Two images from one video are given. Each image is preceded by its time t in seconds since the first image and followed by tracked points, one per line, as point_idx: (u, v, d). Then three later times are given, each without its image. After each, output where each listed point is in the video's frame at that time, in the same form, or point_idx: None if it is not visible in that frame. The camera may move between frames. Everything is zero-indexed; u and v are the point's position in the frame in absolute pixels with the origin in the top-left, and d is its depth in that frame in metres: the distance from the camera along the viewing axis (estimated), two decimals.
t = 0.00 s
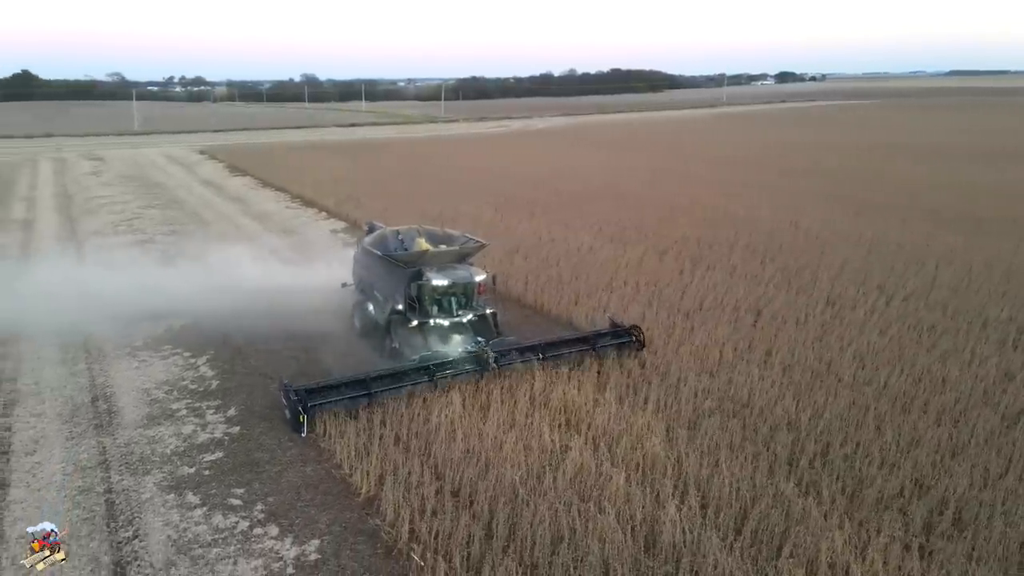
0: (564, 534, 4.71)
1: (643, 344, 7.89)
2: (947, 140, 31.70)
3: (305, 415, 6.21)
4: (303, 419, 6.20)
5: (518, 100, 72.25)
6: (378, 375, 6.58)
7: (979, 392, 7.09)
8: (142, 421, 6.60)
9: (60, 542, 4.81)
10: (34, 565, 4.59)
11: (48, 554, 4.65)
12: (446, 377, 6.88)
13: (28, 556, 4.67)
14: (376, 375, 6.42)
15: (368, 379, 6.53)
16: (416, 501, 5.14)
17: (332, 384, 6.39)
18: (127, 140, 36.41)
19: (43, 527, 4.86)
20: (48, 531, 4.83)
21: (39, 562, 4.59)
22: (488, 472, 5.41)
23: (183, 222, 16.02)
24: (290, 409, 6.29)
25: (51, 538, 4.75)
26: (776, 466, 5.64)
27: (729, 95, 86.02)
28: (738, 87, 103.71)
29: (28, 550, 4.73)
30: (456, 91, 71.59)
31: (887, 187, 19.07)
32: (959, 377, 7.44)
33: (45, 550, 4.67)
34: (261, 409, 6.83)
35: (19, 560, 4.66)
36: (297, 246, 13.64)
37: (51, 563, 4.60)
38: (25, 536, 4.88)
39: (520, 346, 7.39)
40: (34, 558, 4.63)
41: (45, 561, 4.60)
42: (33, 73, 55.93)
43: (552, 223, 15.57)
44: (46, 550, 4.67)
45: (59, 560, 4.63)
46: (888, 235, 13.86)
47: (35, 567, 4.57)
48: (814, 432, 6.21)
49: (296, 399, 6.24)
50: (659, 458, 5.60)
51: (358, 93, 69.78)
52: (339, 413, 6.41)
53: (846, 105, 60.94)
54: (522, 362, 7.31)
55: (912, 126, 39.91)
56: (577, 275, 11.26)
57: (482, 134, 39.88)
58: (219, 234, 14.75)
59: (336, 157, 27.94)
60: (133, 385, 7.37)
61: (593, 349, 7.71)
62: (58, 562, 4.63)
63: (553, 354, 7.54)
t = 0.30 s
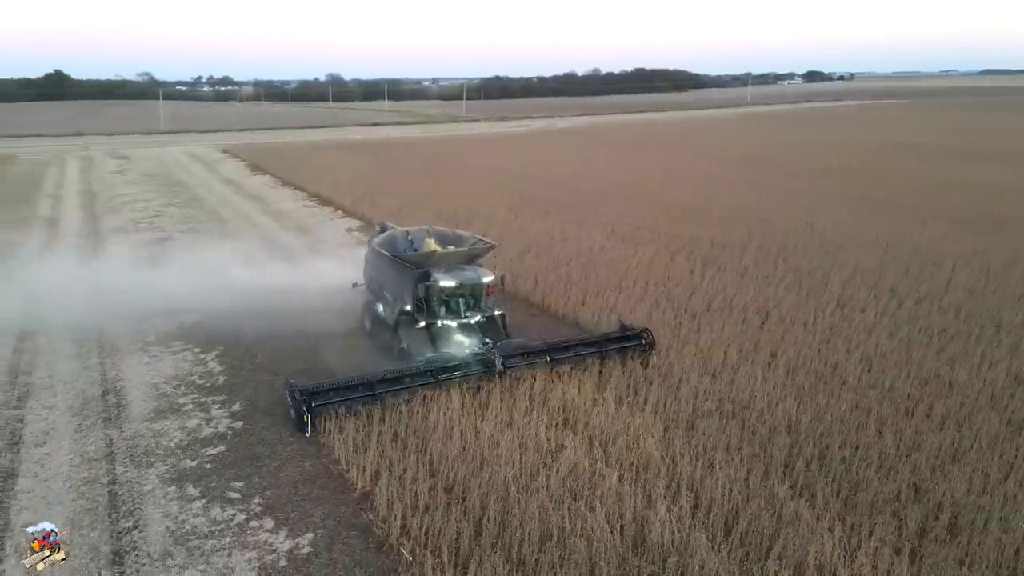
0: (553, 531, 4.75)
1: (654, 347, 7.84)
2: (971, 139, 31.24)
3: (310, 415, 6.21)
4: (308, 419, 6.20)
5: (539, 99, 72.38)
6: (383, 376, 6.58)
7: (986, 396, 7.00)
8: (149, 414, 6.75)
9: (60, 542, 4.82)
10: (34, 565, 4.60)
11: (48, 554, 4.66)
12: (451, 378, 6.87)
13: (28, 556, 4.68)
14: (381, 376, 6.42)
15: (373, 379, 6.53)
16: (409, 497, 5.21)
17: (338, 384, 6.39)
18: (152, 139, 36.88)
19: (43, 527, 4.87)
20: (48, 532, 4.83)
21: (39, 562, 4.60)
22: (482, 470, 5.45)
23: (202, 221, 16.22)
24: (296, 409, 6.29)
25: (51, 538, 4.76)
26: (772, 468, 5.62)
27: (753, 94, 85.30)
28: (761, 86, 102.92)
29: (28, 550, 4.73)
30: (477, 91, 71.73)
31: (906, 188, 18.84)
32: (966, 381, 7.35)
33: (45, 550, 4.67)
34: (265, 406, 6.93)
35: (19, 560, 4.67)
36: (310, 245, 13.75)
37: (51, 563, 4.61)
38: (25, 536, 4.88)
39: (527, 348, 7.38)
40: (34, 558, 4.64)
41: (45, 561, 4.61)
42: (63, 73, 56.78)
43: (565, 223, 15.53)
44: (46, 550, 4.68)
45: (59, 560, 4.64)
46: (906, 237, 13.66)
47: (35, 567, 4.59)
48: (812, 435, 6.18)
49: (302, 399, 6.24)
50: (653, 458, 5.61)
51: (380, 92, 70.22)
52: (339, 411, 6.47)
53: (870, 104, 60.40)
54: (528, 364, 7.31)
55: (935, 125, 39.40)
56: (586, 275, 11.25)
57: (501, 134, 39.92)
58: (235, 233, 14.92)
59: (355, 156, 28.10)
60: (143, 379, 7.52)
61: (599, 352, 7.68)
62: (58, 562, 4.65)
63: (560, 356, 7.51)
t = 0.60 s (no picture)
0: (542, 530, 4.77)
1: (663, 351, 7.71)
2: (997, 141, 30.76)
3: (313, 415, 6.23)
4: (311, 419, 6.22)
5: (560, 99, 72.57)
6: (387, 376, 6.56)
7: (994, 402, 6.88)
8: (156, 408, 6.89)
9: (60, 542, 4.81)
10: (34, 565, 4.61)
11: (48, 555, 4.67)
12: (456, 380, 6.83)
13: (28, 556, 4.68)
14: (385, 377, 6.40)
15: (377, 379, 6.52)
16: (403, 492, 5.28)
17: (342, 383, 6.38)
18: (178, 138, 37.40)
19: (43, 527, 4.86)
20: (48, 531, 4.82)
21: (39, 562, 4.61)
22: (476, 468, 5.50)
23: (221, 219, 16.44)
24: (299, 408, 6.31)
25: (50, 538, 4.76)
26: (767, 471, 5.58)
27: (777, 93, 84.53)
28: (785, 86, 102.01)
29: (28, 550, 4.74)
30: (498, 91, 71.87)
31: (927, 190, 18.58)
32: (976, 386, 7.22)
33: (45, 550, 4.68)
34: (270, 402, 7.02)
35: (19, 560, 4.67)
36: (324, 244, 13.87)
37: (51, 563, 4.62)
38: (25, 536, 4.89)
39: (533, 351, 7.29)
40: (34, 558, 4.64)
41: (45, 561, 4.62)
42: (93, 72, 57.63)
43: (579, 223, 15.50)
44: (46, 550, 4.68)
45: (59, 560, 4.65)
46: (924, 240, 13.46)
47: (35, 567, 4.60)
48: (811, 438, 6.13)
49: (305, 399, 6.25)
50: (648, 458, 5.60)
51: (403, 91, 70.63)
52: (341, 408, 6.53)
53: (895, 104, 59.73)
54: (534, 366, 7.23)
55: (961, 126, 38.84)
56: (596, 275, 11.24)
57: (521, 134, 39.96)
58: (252, 231, 15.08)
59: (374, 155, 28.27)
60: (153, 374, 7.66)
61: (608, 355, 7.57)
62: (58, 563, 4.66)
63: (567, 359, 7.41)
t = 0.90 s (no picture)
0: (534, 528, 4.80)
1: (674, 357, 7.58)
2: None
3: (318, 417, 6.21)
4: (316, 420, 6.20)
5: (582, 98, 72.43)
6: (395, 379, 6.53)
7: (1003, 408, 6.77)
8: (165, 401, 7.03)
9: (60, 542, 4.84)
10: (34, 565, 4.63)
11: (48, 554, 4.69)
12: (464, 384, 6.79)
13: (28, 556, 4.71)
14: (392, 379, 6.36)
15: (384, 381, 6.48)
16: (398, 488, 5.33)
17: (349, 386, 6.35)
18: (203, 138, 37.87)
19: (43, 528, 4.90)
20: (48, 531, 4.86)
21: (39, 562, 4.64)
22: (472, 465, 5.54)
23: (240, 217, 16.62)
24: (305, 410, 6.29)
25: (51, 538, 4.78)
26: (765, 473, 5.55)
27: (802, 92, 83.64)
28: (810, 85, 101.04)
29: (29, 550, 4.77)
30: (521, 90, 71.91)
31: (950, 190, 18.25)
32: (986, 391, 7.10)
33: (45, 550, 4.70)
34: (275, 398, 7.12)
35: (19, 560, 4.70)
36: (340, 243, 13.97)
37: (51, 563, 4.64)
38: (25, 536, 4.91)
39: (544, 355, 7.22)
40: (34, 558, 4.67)
41: (45, 561, 4.64)
42: (123, 71, 58.45)
43: (593, 224, 15.45)
44: (46, 550, 4.70)
45: (59, 560, 4.66)
46: (944, 242, 13.25)
47: (35, 567, 4.62)
48: (812, 441, 6.08)
49: (311, 402, 6.22)
50: (645, 459, 5.61)
51: (426, 90, 70.94)
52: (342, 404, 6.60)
53: (923, 104, 58.94)
54: (544, 370, 7.17)
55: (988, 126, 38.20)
56: (607, 275, 11.24)
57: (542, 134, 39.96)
58: (269, 230, 15.24)
59: (393, 155, 28.42)
60: (163, 369, 7.81)
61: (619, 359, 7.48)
62: (58, 563, 4.68)
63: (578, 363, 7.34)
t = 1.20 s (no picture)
0: (525, 526, 4.83)
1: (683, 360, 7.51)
2: None
3: (322, 417, 6.22)
4: (320, 421, 6.21)
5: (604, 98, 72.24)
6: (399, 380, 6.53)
7: (1012, 414, 6.65)
8: (174, 396, 7.17)
9: (60, 542, 4.83)
10: (34, 565, 4.64)
11: (48, 554, 4.69)
12: (469, 387, 6.77)
13: (28, 556, 4.72)
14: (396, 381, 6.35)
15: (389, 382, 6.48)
16: (394, 484, 5.39)
17: (354, 388, 6.37)
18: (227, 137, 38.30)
19: (43, 528, 4.89)
20: (48, 531, 4.85)
21: (39, 562, 4.64)
22: (468, 462, 5.58)
23: (258, 217, 16.76)
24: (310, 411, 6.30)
25: (50, 538, 4.78)
26: (761, 476, 5.52)
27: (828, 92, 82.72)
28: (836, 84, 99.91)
29: (29, 550, 4.77)
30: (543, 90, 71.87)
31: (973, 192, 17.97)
32: (996, 397, 6.98)
33: (45, 550, 4.70)
34: (281, 394, 7.23)
35: (19, 560, 4.71)
36: (353, 243, 14.04)
37: (51, 563, 4.64)
38: (25, 536, 4.91)
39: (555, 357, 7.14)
40: (34, 557, 4.68)
41: (45, 561, 4.64)
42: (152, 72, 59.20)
43: (608, 224, 15.39)
44: (46, 550, 4.71)
45: (58, 561, 4.66)
46: (964, 244, 13.04)
47: (35, 567, 4.63)
48: (812, 444, 6.04)
49: (315, 403, 6.24)
50: (640, 460, 5.61)
51: (449, 90, 71.19)
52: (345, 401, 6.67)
53: (951, 104, 58.00)
54: (554, 373, 7.10)
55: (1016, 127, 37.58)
56: (617, 276, 11.21)
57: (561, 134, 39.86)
58: (286, 229, 15.37)
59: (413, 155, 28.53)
60: (174, 364, 7.95)
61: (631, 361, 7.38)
62: (58, 563, 4.68)
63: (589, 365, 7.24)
